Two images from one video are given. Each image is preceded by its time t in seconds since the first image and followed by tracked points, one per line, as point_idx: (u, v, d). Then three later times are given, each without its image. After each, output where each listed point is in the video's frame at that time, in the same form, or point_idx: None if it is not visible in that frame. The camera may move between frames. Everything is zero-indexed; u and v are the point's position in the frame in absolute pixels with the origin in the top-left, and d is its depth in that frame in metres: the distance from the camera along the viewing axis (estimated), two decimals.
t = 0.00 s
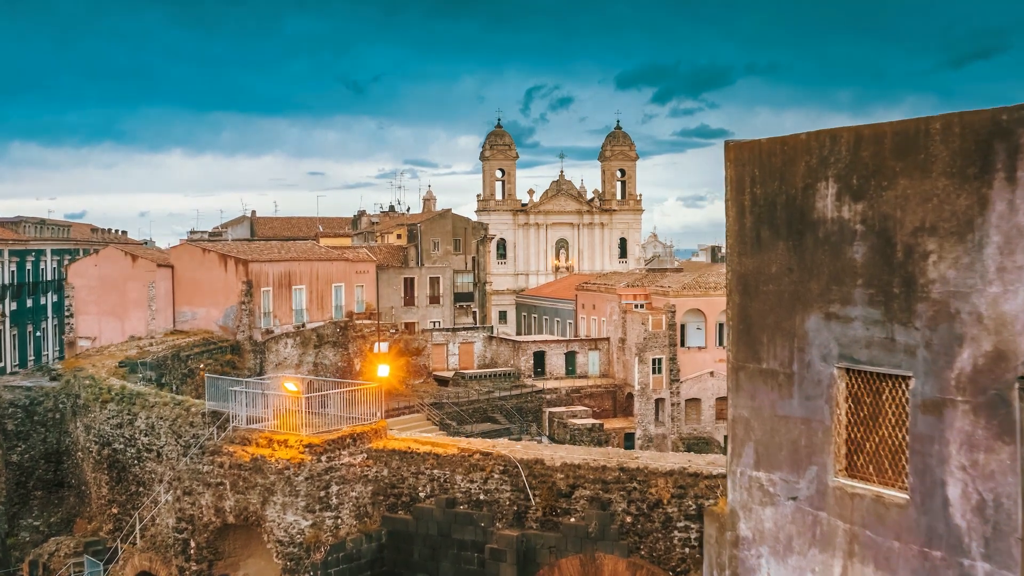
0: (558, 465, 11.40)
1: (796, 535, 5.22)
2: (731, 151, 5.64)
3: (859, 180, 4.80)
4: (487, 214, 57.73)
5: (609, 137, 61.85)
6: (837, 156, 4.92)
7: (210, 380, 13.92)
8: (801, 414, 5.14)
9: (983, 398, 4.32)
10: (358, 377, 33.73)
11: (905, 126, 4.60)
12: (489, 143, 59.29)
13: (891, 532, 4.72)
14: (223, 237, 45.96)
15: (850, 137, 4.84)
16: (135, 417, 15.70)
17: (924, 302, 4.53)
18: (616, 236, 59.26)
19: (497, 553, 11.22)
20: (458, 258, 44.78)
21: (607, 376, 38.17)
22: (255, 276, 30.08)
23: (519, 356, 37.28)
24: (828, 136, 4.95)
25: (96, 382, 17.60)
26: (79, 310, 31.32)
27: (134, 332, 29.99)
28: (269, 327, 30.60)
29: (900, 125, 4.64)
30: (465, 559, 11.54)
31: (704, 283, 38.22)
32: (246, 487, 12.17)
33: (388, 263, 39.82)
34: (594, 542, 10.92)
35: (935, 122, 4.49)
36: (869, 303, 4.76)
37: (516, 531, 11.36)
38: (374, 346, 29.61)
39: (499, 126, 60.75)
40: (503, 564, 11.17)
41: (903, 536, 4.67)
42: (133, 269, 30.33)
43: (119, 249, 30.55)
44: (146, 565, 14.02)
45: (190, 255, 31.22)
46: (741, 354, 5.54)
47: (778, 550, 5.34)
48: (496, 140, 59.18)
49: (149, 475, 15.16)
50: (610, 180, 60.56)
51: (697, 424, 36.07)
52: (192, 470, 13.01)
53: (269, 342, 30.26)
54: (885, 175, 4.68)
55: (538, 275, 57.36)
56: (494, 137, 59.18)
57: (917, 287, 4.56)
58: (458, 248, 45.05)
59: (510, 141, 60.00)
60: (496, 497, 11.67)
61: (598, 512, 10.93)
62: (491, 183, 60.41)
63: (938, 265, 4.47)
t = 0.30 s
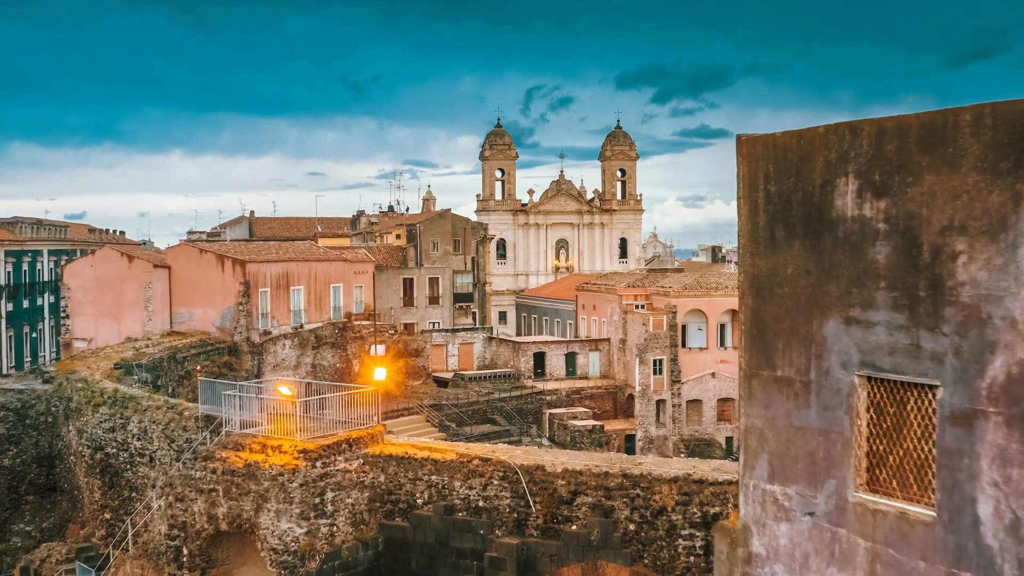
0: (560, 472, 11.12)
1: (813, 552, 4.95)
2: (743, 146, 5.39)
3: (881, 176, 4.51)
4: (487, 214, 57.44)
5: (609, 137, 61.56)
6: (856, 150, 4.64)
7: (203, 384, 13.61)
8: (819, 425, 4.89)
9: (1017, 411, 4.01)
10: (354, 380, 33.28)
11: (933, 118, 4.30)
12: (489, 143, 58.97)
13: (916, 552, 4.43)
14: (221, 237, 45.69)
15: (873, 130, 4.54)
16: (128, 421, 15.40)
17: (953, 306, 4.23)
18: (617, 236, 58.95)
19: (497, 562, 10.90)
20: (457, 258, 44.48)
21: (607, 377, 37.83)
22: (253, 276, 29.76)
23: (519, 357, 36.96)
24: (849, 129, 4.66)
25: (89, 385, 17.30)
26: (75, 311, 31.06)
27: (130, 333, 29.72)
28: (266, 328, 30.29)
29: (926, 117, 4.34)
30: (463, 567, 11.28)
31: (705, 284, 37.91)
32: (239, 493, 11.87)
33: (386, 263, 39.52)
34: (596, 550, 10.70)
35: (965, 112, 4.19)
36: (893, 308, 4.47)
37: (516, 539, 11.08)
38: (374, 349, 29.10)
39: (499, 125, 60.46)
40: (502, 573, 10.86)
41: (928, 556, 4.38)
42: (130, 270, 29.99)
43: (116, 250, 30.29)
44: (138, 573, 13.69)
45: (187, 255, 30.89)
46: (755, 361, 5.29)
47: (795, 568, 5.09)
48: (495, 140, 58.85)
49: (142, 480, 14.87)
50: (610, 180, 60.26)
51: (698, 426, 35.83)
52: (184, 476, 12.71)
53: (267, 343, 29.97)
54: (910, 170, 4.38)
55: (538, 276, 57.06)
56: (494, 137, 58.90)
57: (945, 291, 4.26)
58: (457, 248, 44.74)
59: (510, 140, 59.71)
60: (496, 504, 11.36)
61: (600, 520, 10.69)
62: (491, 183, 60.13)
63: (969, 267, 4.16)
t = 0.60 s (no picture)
0: (561, 477, 10.85)
1: (830, 568, 4.91)
2: (755, 141, 5.26)
3: (903, 172, 4.42)
4: (487, 214, 57.17)
5: (609, 137, 61.29)
6: (878, 144, 4.53)
7: (198, 387, 13.37)
8: (837, 435, 4.83)
9: None
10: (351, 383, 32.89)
11: (959, 110, 4.19)
12: (489, 142, 58.69)
13: (942, 569, 4.36)
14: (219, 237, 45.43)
15: (895, 123, 4.44)
16: (121, 424, 15.14)
17: (981, 310, 4.14)
18: (617, 236, 58.66)
19: (497, 569, 10.71)
20: (457, 258, 44.23)
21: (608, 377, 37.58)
22: (251, 276, 29.51)
23: (519, 358, 36.75)
24: (869, 122, 4.56)
25: (83, 387, 17.03)
26: (72, 312, 30.83)
27: (128, 334, 29.61)
28: (264, 329, 30.04)
29: (952, 109, 4.24)
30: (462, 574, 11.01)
31: (707, 284, 37.50)
32: (233, 499, 11.60)
33: (386, 264, 39.28)
34: (599, 558, 10.44)
35: (995, 104, 4.08)
36: (917, 311, 4.39)
37: (517, 546, 10.82)
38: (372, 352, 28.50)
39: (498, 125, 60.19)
40: None
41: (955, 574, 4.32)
42: (126, 270, 29.83)
43: (113, 250, 30.11)
44: None
45: (184, 256, 30.56)
46: (769, 368, 5.21)
47: None
48: (495, 140, 58.56)
49: (136, 484, 14.62)
50: (611, 179, 59.99)
51: (700, 427, 35.62)
52: (178, 481, 12.44)
53: (265, 344, 29.55)
54: (935, 165, 4.29)
55: (538, 276, 56.78)
56: (494, 137, 58.65)
57: (973, 294, 4.17)
58: (457, 248, 44.47)
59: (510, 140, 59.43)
60: (495, 511, 11.11)
61: (603, 527, 10.44)
62: (491, 183, 59.87)
63: (999, 268, 4.06)
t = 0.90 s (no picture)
0: (563, 484, 10.56)
1: None
2: (773, 133, 5.07)
3: (934, 167, 4.25)
4: (487, 214, 56.89)
5: (610, 136, 60.99)
6: (906, 136, 4.35)
7: (192, 390, 13.10)
8: (861, 448, 4.68)
9: None
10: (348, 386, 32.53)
11: (995, 100, 4.02)
12: (489, 142, 58.40)
13: None
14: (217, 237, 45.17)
15: (925, 114, 4.27)
16: (114, 428, 14.86)
17: (1019, 316, 3.97)
18: (618, 236, 58.36)
19: None
20: (456, 258, 43.93)
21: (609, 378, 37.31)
22: (248, 277, 29.22)
23: (519, 358, 36.46)
24: (897, 114, 4.39)
25: (75, 390, 16.74)
26: (68, 313, 30.54)
27: (124, 334, 29.35)
28: (262, 330, 29.72)
29: (988, 99, 4.06)
30: None
31: (708, 284, 37.01)
32: (226, 506, 11.32)
33: (384, 264, 39.01)
34: (602, 567, 10.11)
35: None
36: (949, 316, 4.23)
37: (517, 554, 10.52)
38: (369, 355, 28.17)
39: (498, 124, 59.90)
40: None
41: None
42: (123, 270, 29.66)
43: (109, 250, 29.84)
44: None
45: (181, 256, 30.23)
46: (787, 376, 5.04)
47: None
48: (495, 139, 58.27)
49: (128, 489, 14.34)
50: (611, 179, 59.70)
51: (701, 428, 35.31)
52: (170, 487, 12.15)
53: (263, 345, 29.24)
54: (969, 158, 4.12)
55: (538, 276, 56.49)
56: (494, 136, 58.37)
57: (1010, 298, 4.00)
58: (457, 248, 44.18)
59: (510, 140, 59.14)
60: (495, 518, 10.80)
61: (606, 535, 10.11)
62: (491, 183, 59.59)
63: None
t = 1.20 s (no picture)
0: (564, 490, 10.28)
1: None
2: (788, 125, 4.89)
3: (964, 162, 4.13)
4: (487, 214, 56.63)
5: (610, 136, 60.71)
6: (934, 129, 4.24)
7: (185, 393, 12.84)
8: (884, 460, 4.56)
9: None
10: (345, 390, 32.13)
11: None
12: (489, 142, 58.11)
13: None
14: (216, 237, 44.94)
15: (955, 103, 4.15)
16: (107, 431, 14.60)
17: None
18: (618, 236, 58.10)
19: None
20: (456, 258, 43.68)
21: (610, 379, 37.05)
22: (246, 277, 28.97)
23: (519, 359, 36.18)
24: (924, 105, 4.27)
25: (69, 392, 16.48)
26: (65, 314, 30.25)
27: (121, 336, 29.06)
28: (260, 331, 29.44)
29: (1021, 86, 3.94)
30: None
31: (709, 284, 36.61)
32: (220, 512, 11.07)
33: (384, 265, 38.80)
34: None
35: None
36: (981, 320, 4.12)
37: (517, 562, 10.28)
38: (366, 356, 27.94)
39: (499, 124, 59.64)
40: None
41: None
42: (120, 270, 29.28)
43: (106, 250, 29.57)
44: None
45: (179, 256, 29.97)
46: (804, 384, 4.90)
47: None
48: (495, 139, 57.99)
49: (122, 494, 14.08)
50: (612, 179, 59.44)
51: (702, 430, 34.98)
52: (162, 492, 11.87)
53: (261, 345, 29.00)
54: (1002, 152, 3.99)
55: (538, 276, 56.24)
56: (495, 136, 58.11)
57: None
58: (457, 248, 43.90)
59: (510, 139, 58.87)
60: (495, 525, 10.54)
61: (608, 542, 9.90)
62: (491, 183, 59.34)
63: None
